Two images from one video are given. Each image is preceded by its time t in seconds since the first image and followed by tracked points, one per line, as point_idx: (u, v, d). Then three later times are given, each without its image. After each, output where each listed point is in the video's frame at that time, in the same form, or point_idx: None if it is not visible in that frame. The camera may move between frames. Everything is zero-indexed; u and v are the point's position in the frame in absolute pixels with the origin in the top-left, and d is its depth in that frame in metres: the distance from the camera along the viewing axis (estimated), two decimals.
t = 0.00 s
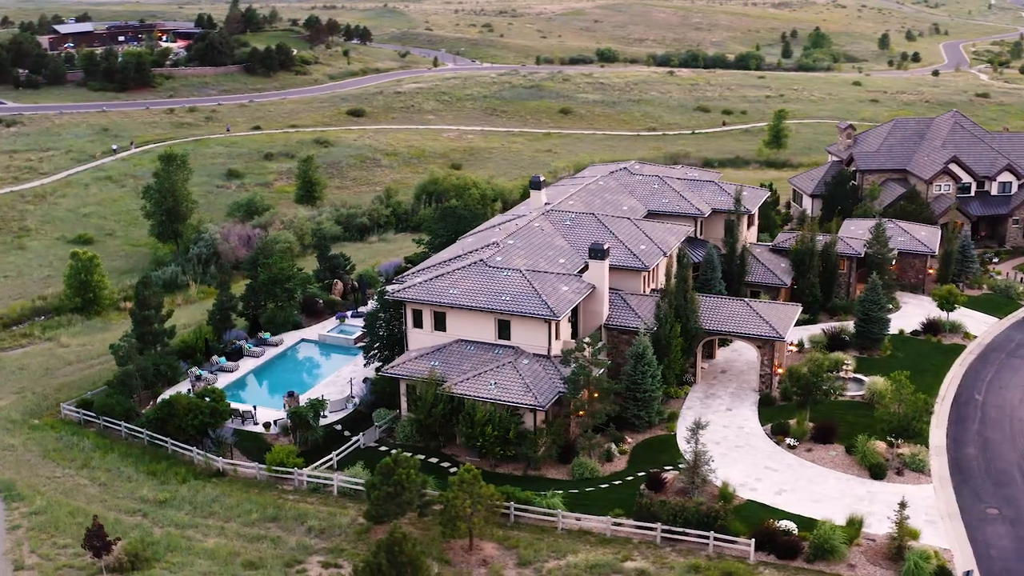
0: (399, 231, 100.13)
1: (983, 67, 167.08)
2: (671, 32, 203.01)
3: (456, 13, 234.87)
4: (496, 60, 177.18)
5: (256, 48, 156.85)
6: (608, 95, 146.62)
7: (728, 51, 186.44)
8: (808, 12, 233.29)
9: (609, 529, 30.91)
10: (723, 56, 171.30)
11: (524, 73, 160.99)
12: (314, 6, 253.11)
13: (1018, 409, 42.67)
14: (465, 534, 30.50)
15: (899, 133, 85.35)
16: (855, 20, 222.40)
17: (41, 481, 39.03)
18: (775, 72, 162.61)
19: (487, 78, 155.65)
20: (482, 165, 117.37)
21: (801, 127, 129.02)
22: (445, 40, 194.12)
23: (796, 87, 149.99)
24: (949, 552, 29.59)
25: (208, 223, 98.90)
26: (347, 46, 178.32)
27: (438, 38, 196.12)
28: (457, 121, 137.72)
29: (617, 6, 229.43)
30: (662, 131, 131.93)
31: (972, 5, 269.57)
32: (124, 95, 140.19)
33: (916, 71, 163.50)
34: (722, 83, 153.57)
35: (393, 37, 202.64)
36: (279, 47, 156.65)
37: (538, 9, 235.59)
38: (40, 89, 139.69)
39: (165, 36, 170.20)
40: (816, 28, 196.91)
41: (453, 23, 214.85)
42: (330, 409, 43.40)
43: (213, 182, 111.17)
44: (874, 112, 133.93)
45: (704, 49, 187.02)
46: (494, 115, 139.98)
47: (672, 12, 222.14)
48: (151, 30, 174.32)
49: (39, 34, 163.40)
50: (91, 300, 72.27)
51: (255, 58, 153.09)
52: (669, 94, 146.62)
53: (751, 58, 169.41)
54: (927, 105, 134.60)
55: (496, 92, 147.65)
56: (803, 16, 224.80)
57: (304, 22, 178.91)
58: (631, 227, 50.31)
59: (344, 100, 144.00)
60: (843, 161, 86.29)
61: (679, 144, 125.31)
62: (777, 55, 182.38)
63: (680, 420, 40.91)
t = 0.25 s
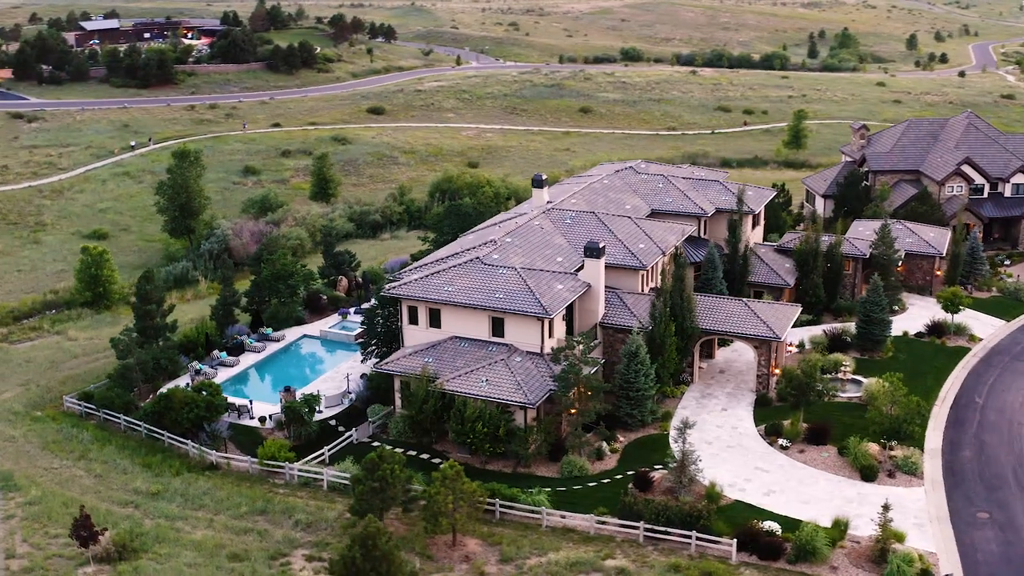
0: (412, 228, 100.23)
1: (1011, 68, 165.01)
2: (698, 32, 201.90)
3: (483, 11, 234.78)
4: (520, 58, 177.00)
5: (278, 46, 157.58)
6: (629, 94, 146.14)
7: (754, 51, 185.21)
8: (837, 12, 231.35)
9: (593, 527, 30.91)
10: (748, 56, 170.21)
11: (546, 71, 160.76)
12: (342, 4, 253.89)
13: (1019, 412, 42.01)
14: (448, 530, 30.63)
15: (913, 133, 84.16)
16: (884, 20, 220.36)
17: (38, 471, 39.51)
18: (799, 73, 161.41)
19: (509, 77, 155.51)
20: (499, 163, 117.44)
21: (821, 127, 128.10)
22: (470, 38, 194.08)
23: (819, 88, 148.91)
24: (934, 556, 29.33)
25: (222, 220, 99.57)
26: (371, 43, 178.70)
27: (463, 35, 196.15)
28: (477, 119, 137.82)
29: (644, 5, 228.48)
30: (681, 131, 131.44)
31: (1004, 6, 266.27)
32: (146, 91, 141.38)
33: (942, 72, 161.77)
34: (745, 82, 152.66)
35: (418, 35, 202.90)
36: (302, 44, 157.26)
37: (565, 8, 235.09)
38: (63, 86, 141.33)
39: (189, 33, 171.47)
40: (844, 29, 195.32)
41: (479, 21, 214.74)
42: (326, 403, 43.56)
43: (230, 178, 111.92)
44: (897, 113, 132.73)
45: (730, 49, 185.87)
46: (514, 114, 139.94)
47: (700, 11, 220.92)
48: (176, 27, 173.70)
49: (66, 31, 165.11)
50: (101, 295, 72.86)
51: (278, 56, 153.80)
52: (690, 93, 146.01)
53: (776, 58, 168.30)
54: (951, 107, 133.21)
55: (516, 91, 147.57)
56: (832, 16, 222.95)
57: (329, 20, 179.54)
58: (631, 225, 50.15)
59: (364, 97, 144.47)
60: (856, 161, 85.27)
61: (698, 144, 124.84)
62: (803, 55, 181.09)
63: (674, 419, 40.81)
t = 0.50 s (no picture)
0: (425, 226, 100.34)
1: None
2: (725, 32, 200.81)
3: (510, 10, 234.47)
4: (544, 58, 176.77)
5: (301, 44, 158.33)
6: (650, 94, 145.69)
7: (780, 51, 184.09)
8: (866, 13, 229.28)
9: (578, 525, 30.93)
10: (773, 56, 169.20)
11: (568, 71, 160.60)
12: (369, 3, 254.43)
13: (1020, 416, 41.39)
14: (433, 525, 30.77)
15: (926, 134, 82.73)
16: (914, 21, 218.15)
17: (37, 461, 40.00)
18: (823, 73, 160.29)
19: (530, 76, 155.39)
20: (516, 162, 117.50)
21: (842, 128, 127.18)
22: (495, 38, 193.94)
23: (843, 88, 147.78)
24: (920, 559, 29.09)
25: (236, 216, 100.27)
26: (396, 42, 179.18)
27: (488, 34, 196.23)
28: (496, 118, 137.90)
29: (672, 5, 227.46)
30: (701, 131, 131.04)
31: None
32: (168, 89, 142.59)
33: (968, 74, 160.03)
34: (768, 83, 151.76)
35: (444, 34, 202.83)
36: (325, 43, 157.90)
37: (593, 8, 234.67)
38: (86, 83, 142.88)
39: (214, 31, 172.73)
40: (871, 30, 193.66)
41: (505, 20, 214.53)
42: (323, 399, 43.73)
43: (247, 175, 112.64)
44: (920, 114, 131.51)
45: (756, 50, 184.82)
46: (534, 113, 139.92)
47: (728, 11, 219.77)
48: (202, 25, 176.29)
49: (92, 28, 166.80)
50: (112, 289, 73.54)
51: (300, 54, 154.51)
52: (712, 93, 145.43)
53: (801, 58, 167.10)
54: (975, 108, 131.79)
55: (537, 90, 147.50)
56: (861, 17, 220.93)
57: (354, 19, 180.13)
58: (632, 225, 50.00)
59: (384, 96, 144.92)
60: (867, 163, 83.94)
61: (717, 144, 124.44)
62: (829, 56, 179.70)
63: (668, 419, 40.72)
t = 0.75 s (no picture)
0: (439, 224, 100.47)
1: None
2: (753, 32, 199.55)
3: (537, 9, 234.07)
4: (568, 57, 176.42)
5: (324, 42, 158.92)
6: (671, 93, 145.17)
7: (806, 51, 182.85)
8: (895, 14, 227.05)
9: (564, 522, 30.98)
10: (798, 57, 167.96)
11: (590, 70, 160.32)
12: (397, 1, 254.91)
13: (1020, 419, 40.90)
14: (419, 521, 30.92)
15: (941, 135, 81.61)
16: (944, 22, 215.70)
17: (37, 452, 40.49)
18: (848, 73, 159.02)
19: (551, 75, 155.17)
20: (534, 161, 117.53)
21: (864, 129, 126.15)
22: (520, 36, 193.65)
23: (866, 89, 146.50)
24: (906, 562, 28.88)
25: (251, 213, 100.91)
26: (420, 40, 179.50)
27: (513, 33, 196.18)
28: (516, 117, 137.94)
29: (700, 5, 226.23)
30: (721, 131, 130.55)
31: None
32: (190, 86, 143.73)
33: (996, 75, 158.15)
34: (791, 83, 150.73)
35: (469, 32, 202.77)
36: (348, 41, 158.41)
37: (620, 7, 234.08)
38: (109, 80, 144.41)
39: (239, 28, 173.91)
40: (899, 31, 191.83)
41: (531, 20, 214.26)
42: (321, 394, 43.93)
43: (264, 172, 113.32)
44: (943, 116, 130.19)
45: (783, 50, 183.66)
46: (554, 112, 139.80)
47: (755, 11, 218.51)
48: (228, 22, 177.44)
49: (119, 25, 168.45)
50: (124, 284, 74.19)
51: (323, 52, 155.10)
52: (733, 93, 144.75)
53: (827, 58, 165.75)
54: (1000, 110, 130.27)
55: (558, 89, 147.33)
56: (890, 17, 218.78)
57: (379, 18, 180.60)
58: (634, 224, 49.85)
59: (405, 94, 145.23)
60: (881, 163, 83.05)
61: (737, 144, 123.91)
62: (856, 56, 178.13)
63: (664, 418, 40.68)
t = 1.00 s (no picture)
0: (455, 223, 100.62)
1: None
2: (782, 32, 198.22)
3: (567, 9, 233.76)
4: (594, 56, 176.04)
5: (348, 40, 159.55)
6: (695, 93, 144.58)
7: (835, 52, 181.52)
8: (927, 15, 224.60)
9: (552, 519, 31.00)
10: (826, 57, 166.54)
11: (615, 69, 160.00)
12: None
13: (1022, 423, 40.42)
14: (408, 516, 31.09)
15: (959, 136, 80.40)
16: (977, 23, 213.03)
17: (40, 442, 41.06)
18: (874, 74, 157.74)
19: (575, 74, 154.87)
20: (554, 160, 117.53)
21: (888, 130, 124.97)
22: (547, 36, 193.38)
23: (892, 90, 145.09)
24: (894, 564, 28.64)
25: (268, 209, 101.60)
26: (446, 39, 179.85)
27: (540, 32, 196.08)
28: (538, 116, 137.99)
29: (730, 5, 224.89)
30: (743, 131, 129.98)
31: None
32: (215, 83, 144.97)
33: None
34: (816, 84, 149.58)
35: (497, 31, 202.75)
36: (373, 39, 158.94)
37: (650, 7, 233.29)
38: (135, 77, 146.09)
39: (266, 26, 175.02)
40: (930, 32, 189.74)
41: (560, 19, 213.99)
42: (322, 389, 44.15)
43: (284, 169, 114.03)
44: (969, 117, 128.75)
45: (811, 51, 182.45)
46: (576, 111, 139.71)
47: (786, 11, 216.99)
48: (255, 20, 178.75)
49: (147, 23, 170.14)
50: (138, 279, 74.89)
51: (348, 50, 155.69)
52: (757, 94, 143.95)
53: (855, 59, 164.24)
54: None
55: (581, 89, 147.12)
56: (921, 18, 216.48)
57: (405, 16, 181.16)
58: (638, 223, 49.70)
59: (428, 93, 145.50)
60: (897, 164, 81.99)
61: (758, 144, 123.29)
62: (885, 57, 176.41)
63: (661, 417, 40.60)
